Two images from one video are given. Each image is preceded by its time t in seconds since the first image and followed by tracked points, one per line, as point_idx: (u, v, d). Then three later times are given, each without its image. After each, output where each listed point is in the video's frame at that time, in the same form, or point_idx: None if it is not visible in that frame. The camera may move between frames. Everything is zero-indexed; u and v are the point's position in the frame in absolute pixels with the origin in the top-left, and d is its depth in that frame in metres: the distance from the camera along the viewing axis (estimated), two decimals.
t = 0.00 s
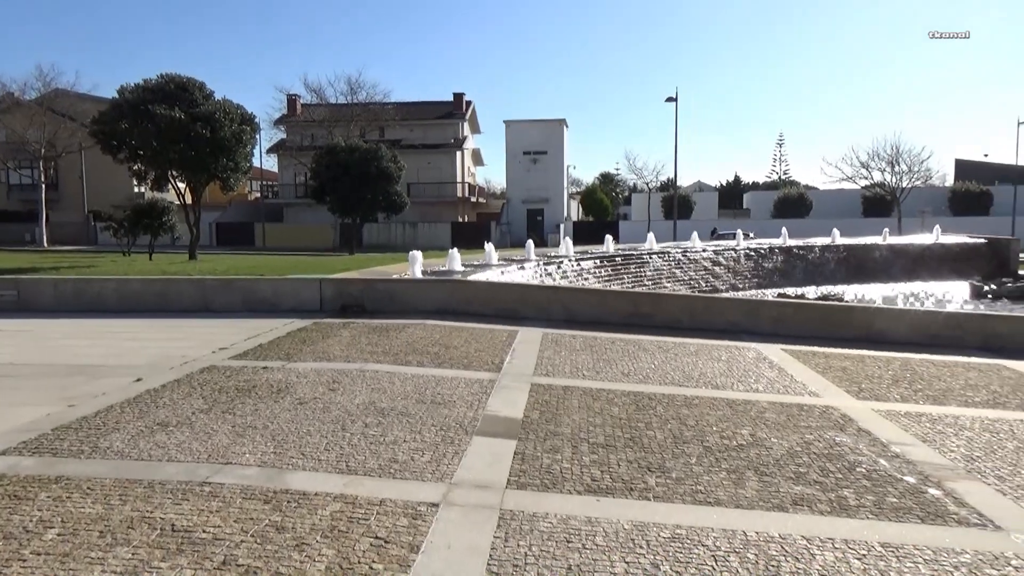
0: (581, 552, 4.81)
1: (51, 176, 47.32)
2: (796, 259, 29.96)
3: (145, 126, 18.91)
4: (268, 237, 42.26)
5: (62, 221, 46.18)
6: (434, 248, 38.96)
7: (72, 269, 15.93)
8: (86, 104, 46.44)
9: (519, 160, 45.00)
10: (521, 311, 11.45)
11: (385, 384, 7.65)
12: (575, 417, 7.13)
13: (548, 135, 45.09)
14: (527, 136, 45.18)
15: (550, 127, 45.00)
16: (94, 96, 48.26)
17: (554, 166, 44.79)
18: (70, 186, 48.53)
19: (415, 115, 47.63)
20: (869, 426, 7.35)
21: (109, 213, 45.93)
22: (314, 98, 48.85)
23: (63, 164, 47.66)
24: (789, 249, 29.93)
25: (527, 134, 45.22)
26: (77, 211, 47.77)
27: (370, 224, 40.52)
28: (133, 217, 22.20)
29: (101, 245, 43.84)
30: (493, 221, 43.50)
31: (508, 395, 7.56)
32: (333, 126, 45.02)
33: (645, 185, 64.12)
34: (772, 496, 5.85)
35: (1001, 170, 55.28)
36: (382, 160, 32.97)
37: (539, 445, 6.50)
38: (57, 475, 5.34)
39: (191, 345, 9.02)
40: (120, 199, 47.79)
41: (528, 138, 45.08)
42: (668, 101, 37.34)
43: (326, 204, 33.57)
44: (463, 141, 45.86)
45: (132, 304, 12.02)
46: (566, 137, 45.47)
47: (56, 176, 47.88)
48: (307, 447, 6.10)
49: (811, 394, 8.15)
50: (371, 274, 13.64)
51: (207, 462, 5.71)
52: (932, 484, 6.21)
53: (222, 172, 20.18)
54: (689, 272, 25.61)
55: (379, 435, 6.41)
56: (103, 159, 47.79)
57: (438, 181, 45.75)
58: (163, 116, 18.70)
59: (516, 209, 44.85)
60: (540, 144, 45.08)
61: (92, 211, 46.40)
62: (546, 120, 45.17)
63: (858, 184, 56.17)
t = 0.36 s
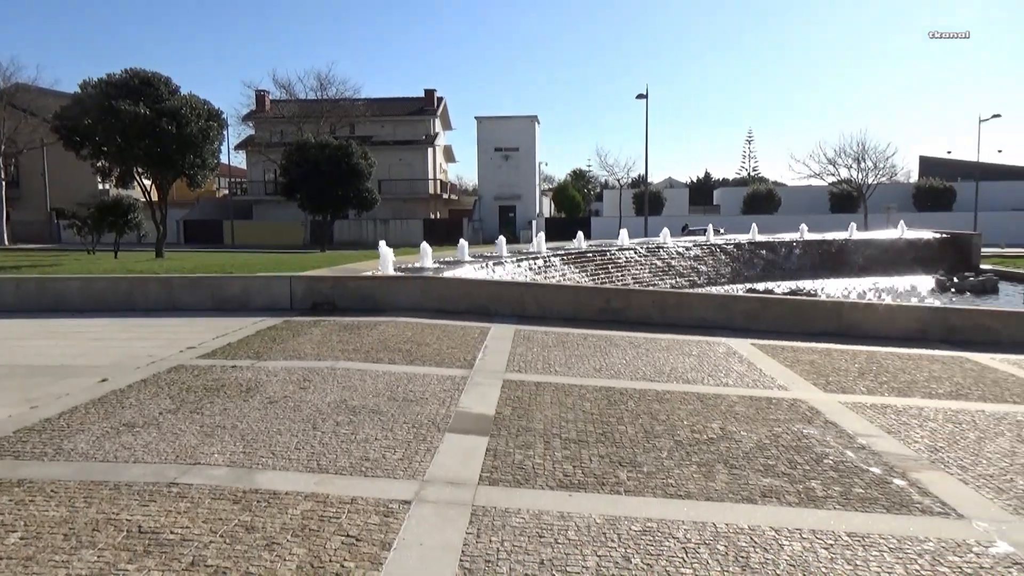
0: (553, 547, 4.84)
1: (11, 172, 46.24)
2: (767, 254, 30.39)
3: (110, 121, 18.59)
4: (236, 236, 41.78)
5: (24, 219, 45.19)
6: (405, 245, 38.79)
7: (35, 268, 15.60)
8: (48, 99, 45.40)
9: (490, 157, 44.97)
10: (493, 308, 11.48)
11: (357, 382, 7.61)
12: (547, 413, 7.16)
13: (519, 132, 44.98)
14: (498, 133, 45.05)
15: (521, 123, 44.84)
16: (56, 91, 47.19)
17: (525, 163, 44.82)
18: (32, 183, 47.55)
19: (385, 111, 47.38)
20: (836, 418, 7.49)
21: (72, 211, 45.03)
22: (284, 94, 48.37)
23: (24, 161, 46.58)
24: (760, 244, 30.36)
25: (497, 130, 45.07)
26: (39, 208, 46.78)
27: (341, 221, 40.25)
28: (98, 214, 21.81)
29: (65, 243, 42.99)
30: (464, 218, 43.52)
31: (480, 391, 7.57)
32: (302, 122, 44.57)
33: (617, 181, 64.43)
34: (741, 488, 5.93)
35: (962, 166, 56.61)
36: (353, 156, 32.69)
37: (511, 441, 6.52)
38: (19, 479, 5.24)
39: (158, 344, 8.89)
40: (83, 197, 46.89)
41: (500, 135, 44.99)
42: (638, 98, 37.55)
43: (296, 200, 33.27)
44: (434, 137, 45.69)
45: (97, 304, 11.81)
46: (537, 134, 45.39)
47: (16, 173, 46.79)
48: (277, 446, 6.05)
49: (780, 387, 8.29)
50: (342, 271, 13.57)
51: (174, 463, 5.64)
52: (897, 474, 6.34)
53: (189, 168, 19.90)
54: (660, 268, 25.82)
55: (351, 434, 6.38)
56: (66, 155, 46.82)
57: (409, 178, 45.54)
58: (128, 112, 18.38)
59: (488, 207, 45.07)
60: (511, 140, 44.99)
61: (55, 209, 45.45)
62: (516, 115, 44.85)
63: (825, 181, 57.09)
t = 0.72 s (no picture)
0: (523, 542, 4.87)
1: None
2: (737, 250, 30.78)
3: (70, 117, 18.34)
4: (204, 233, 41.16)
5: None
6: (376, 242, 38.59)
7: None
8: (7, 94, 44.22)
9: (461, 154, 44.90)
10: (465, 305, 11.48)
11: (326, 380, 7.57)
12: (518, 409, 7.18)
13: (490, 129, 44.90)
14: (469, 129, 44.96)
15: (492, 120, 44.83)
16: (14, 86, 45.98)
17: (496, 160, 44.80)
18: None
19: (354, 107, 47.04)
20: (802, 411, 7.61)
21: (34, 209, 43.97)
22: (251, 89, 47.75)
23: None
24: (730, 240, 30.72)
25: (468, 127, 44.99)
26: None
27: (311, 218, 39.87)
28: (60, 212, 21.36)
29: (27, 241, 41.95)
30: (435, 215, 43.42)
31: (450, 388, 7.58)
32: (271, 118, 44.05)
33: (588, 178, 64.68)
34: (710, 481, 6.01)
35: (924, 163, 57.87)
36: (322, 153, 32.51)
37: (482, 438, 6.53)
38: None
39: (121, 344, 8.75)
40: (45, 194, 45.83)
41: (471, 131, 44.90)
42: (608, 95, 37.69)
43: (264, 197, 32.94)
44: (404, 134, 45.48)
45: (59, 303, 11.56)
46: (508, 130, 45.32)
47: None
48: (244, 446, 5.99)
49: (748, 380, 8.42)
50: (311, 269, 13.46)
51: (140, 464, 5.56)
52: (861, 466, 6.47)
53: (154, 164, 19.55)
54: (631, 264, 25.99)
55: (320, 432, 6.34)
56: (26, 152, 45.70)
57: (379, 174, 45.27)
58: (90, 107, 18.15)
59: (459, 204, 45.02)
60: (482, 137, 44.92)
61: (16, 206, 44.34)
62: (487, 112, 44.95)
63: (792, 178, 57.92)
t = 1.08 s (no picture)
0: (494, 538, 4.89)
1: None
2: (707, 245, 31.12)
3: (29, 112, 18.06)
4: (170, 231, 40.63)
5: None
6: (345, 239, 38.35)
7: None
8: None
9: (432, 150, 44.76)
10: (436, 302, 11.46)
11: (295, 378, 7.52)
12: (489, 406, 7.20)
13: (461, 125, 44.83)
14: (439, 126, 44.84)
15: (463, 116, 44.79)
16: None
17: (467, 156, 44.71)
18: None
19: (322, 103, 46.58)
20: (770, 405, 7.73)
21: None
22: (217, 85, 47.04)
23: None
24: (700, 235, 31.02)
25: (438, 123, 44.88)
26: None
27: (279, 215, 39.43)
28: (20, 209, 20.86)
29: None
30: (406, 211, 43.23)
31: (421, 385, 7.58)
32: (237, 114, 43.44)
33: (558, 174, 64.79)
34: (679, 475, 6.08)
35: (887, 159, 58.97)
36: (290, 149, 32.09)
37: (452, 434, 6.54)
38: None
39: (84, 344, 8.60)
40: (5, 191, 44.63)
41: (441, 128, 44.81)
42: (577, 93, 37.77)
43: (231, 193, 32.56)
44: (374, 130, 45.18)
45: (19, 303, 11.31)
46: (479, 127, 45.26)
47: None
48: (212, 446, 5.94)
49: (717, 375, 8.54)
50: (280, 266, 13.34)
51: (104, 466, 5.48)
52: (827, 457, 6.60)
53: (117, 161, 19.19)
54: (602, 260, 26.12)
55: (289, 431, 6.31)
56: None
57: (348, 170, 44.92)
58: (50, 102, 17.88)
59: (430, 200, 44.86)
60: (453, 133, 44.83)
61: None
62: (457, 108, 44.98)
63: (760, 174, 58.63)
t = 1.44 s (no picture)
0: (463, 535, 4.90)
1: None
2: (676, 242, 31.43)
3: None
4: (132, 230, 40.01)
5: None
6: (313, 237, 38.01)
7: None
8: None
9: (399, 146, 44.51)
10: (404, 299, 11.42)
11: (262, 377, 7.45)
12: (458, 403, 7.20)
13: (429, 122, 44.64)
14: (407, 123, 44.58)
15: (431, 114, 44.59)
16: None
17: (435, 153, 44.55)
18: None
19: (288, 100, 46.05)
20: (737, 399, 7.85)
21: None
22: (180, 80, 46.13)
23: None
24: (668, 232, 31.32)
25: (406, 120, 44.61)
26: None
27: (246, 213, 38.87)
28: None
29: None
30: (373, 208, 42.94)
31: (390, 383, 7.55)
32: (201, 110, 42.73)
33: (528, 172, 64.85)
34: (647, 469, 6.15)
35: (850, 157, 60.02)
36: (255, 146, 31.69)
37: (422, 432, 6.54)
38: None
39: (42, 345, 8.43)
40: None
41: (410, 125, 44.55)
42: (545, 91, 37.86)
43: (195, 191, 32.12)
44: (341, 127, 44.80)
45: None
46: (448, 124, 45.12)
47: None
48: (176, 447, 5.86)
49: (685, 370, 8.64)
50: (246, 264, 13.18)
51: (65, 468, 5.38)
52: (792, 450, 6.72)
53: (76, 157, 18.79)
54: (573, 257, 26.23)
55: (255, 431, 6.25)
56: None
57: (316, 168, 44.48)
58: (5, 97, 17.36)
59: (398, 197, 44.59)
60: (421, 131, 44.61)
61: None
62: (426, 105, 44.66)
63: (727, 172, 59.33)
